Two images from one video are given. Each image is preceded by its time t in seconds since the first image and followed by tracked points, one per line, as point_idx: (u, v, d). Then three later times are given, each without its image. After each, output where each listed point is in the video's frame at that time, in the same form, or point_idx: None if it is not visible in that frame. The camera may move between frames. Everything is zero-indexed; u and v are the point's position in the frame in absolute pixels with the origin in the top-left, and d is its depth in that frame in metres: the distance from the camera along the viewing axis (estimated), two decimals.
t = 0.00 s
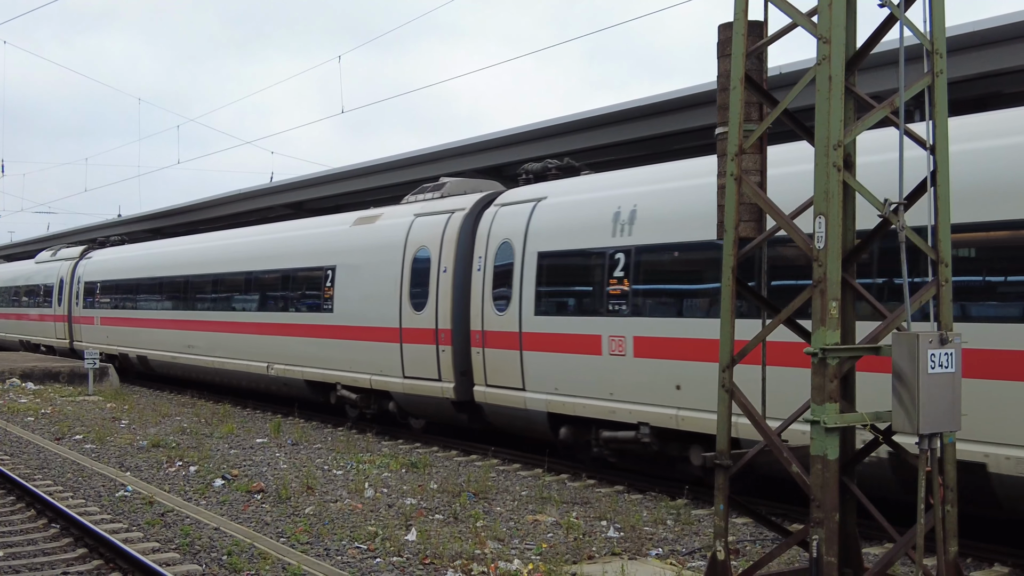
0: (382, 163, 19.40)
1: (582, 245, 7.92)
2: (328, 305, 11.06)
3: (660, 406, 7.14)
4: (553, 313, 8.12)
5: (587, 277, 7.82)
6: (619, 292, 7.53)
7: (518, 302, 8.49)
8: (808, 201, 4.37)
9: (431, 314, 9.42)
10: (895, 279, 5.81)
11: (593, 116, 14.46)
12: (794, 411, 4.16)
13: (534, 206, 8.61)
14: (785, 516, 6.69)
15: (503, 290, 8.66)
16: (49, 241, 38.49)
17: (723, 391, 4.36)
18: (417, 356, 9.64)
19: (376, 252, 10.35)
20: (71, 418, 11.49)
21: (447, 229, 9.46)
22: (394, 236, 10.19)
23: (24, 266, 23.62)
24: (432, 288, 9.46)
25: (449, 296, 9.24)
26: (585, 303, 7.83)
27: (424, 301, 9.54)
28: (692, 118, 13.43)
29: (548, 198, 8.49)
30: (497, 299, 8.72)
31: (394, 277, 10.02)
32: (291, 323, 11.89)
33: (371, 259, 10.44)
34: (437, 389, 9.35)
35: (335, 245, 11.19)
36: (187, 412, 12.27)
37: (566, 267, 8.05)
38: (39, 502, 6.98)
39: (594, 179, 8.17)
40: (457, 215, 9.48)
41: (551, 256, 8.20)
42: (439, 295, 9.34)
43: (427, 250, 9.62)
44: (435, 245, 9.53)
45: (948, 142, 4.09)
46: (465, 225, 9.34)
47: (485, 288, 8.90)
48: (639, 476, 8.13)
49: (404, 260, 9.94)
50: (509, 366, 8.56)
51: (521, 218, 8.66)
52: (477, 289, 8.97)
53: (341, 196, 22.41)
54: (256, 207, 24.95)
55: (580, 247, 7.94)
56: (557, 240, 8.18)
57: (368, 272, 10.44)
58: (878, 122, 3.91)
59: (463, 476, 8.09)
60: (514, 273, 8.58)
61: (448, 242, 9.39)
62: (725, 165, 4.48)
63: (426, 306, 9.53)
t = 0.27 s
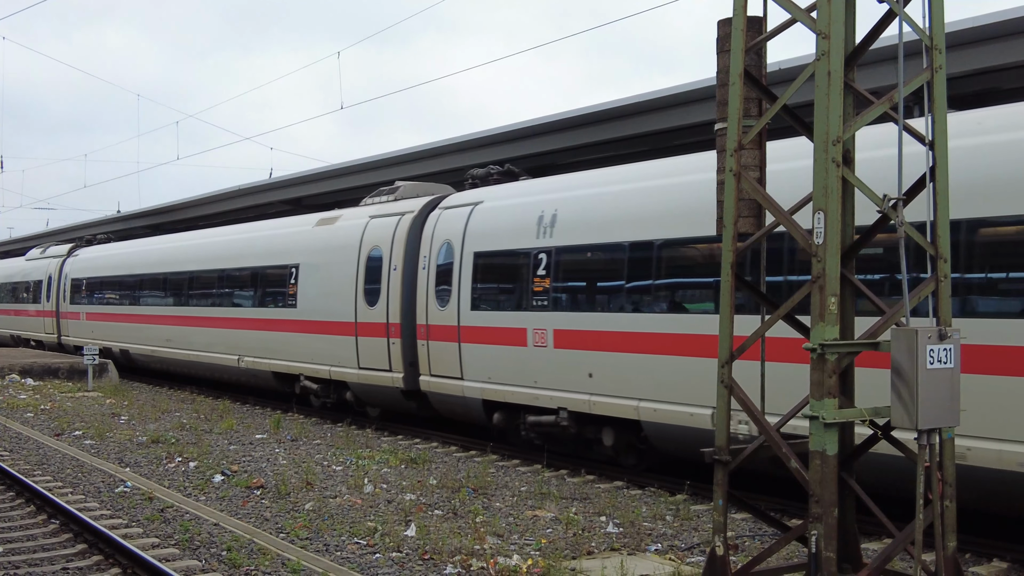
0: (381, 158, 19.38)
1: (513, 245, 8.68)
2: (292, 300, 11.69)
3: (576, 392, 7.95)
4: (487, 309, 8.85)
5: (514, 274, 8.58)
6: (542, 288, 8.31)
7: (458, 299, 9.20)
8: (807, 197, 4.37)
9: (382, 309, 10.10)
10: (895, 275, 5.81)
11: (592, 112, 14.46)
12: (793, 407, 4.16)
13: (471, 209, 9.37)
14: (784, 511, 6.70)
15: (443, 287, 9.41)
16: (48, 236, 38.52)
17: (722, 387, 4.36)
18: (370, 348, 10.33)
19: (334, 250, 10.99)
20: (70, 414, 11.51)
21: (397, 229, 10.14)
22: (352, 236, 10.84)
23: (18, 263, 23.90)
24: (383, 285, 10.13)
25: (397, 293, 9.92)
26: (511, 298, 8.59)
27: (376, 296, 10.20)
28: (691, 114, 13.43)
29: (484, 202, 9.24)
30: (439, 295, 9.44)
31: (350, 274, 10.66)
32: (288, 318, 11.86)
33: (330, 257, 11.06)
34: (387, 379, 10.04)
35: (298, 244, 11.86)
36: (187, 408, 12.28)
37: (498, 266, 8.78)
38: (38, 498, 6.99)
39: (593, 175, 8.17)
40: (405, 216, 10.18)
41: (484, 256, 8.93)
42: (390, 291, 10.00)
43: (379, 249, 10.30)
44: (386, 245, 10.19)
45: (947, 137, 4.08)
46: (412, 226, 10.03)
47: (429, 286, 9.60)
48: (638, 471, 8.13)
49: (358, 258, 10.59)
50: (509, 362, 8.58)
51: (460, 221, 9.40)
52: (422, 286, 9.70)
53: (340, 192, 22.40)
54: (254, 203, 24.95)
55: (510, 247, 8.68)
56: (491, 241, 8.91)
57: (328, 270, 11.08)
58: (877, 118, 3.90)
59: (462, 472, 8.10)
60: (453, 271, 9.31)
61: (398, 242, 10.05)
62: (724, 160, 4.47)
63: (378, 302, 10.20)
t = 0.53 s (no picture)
0: (381, 152, 19.37)
1: (456, 243, 9.35)
2: (261, 294, 12.34)
3: (506, 378, 8.61)
4: (431, 302, 9.49)
5: (455, 270, 9.24)
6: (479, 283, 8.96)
7: (406, 293, 9.85)
8: (807, 191, 4.36)
9: (341, 303, 10.77)
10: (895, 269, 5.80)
11: (592, 106, 14.45)
12: (794, 401, 4.16)
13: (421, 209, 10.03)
14: (783, 505, 6.71)
15: (392, 282, 10.06)
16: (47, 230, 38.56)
17: (722, 381, 4.36)
18: (330, 339, 11.00)
19: (299, 247, 11.67)
20: (71, 408, 11.53)
21: (354, 228, 10.81)
22: (315, 234, 11.54)
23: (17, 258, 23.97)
24: (342, 279, 10.80)
25: (354, 287, 10.60)
26: (452, 292, 9.24)
27: (336, 291, 10.89)
28: (691, 108, 13.42)
29: (432, 203, 9.90)
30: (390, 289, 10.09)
31: (312, 269, 11.34)
32: (285, 313, 11.85)
33: (295, 254, 11.74)
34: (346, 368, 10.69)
35: (266, 242, 12.55)
36: (188, 402, 12.30)
37: (441, 262, 9.43)
38: (39, 492, 7.00)
39: (593, 169, 8.16)
40: (362, 215, 10.85)
41: (430, 253, 9.59)
42: (346, 286, 10.69)
43: (338, 247, 10.97)
44: (345, 242, 10.87)
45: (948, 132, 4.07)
46: (368, 224, 10.69)
47: (381, 281, 10.26)
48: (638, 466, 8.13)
49: (320, 255, 11.27)
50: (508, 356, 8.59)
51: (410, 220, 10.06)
52: (374, 281, 10.36)
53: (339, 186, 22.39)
54: (253, 197, 24.96)
55: (453, 245, 9.35)
56: (437, 239, 9.57)
57: (293, 266, 11.75)
58: (877, 112, 3.89)
59: (462, 466, 8.11)
60: (402, 267, 9.97)
61: (355, 239, 10.72)
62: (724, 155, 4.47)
63: (336, 296, 10.89)
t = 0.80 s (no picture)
0: (381, 146, 19.33)
1: (404, 241, 10.13)
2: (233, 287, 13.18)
3: (445, 365, 9.37)
4: (382, 295, 10.29)
5: (403, 265, 10.02)
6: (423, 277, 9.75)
7: (361, 286, 10.67)
8: (809, 184, 4.34)
9: (305, 295, 11.57)
10: (896, 262, 5.78)
11: (593, 99, 14.40)
12: (794, 395, 4.14)
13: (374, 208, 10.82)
14: (784, 499, 6.69)
15: (349, 277, 10.85)
16: (48, 224, 38.59)
17: (723, 374, 4.35)
18: (295, 330, 11.79)
19: (268, 243, 12.47)
20: (71, 401, 11.53)
21: (316, 226, 11.62)
22: (281, 231, 12.39)
23: (16, 251, 24.00)
24: (305, 273, 11.64)
25: (316, 281, 11.43)
26: (400, 286, 10.03)
27: (299, 284, 11.70)
28: (692, 101, 13.37)
29: (384, 203, 10.69)
30: (347, 283, 10.90)
31: (278, 264, 12.16)
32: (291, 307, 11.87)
33: (265, 250, 12.53)
34: (309, 357, 11.49)
35: (239, 239, 13.33)
36: (188, 396, 12.30)
37: (391, 258, 10.21)
38: (39, 486, 7.00)
39: (594, 162, 8.14)
40: (323, 214, 11.64)
41: (382, 250, 10.37)
42: (309, 280, 11.52)
43: (302, 243, 11.78)
44: (307, 239, 11.67)
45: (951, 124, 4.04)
46: (328, 222, 11.50)
47: (339, 275, 11.08)
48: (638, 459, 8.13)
49: (287, 251, 12.07)
50: (509, 350, 8.59)
51: (364, 219, 10.86)
52: (334, 276, 11.18)
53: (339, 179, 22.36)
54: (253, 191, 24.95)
55: (402, 243, 10.12)
56: (388, 236, 10.34)
57: (263, 261, 12.53)
58: (879, 105, 3.86)
59: (463, 460, 8.10)
60: (358, 263, 10.76)
61: (316, 237, 11.54)
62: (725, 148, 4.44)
63: (299, 289, 11.73)
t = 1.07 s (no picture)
0: (382, 141, 19.36)
1: (361, 239, 10.92)
2: (208, 283, 13.98)
3: (396, 354, 10.15)
4: (340, 289, 11.07)
5: (360, 262, 10.80)
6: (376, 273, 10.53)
7: (322, 282, 11.43)
8: (808, 181, 4.36)
9: (273, 290, 12.34)
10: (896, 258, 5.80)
11: (593, 95, 14.43)
12: (794, 390, 4.17)
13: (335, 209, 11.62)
14: (784, 493, 6.73)
15: (312, 273, 11.63)
16: (48, 217, 38.67)
17: (722, 369, 4.37)
18: (264, 323, 12.56)
19: (240, 241, 13.22)
20: (74, 396, 11.58)
21: (284, 224, 12.40)
22: (251, 230, 13.16)
23: (17, 245, 24.07)
24: (272, 270, 12.42)
25: (283, 277, 12.22)
26: (356, 281, 10.79)
27: (268, 280, 12.50)
28: (692, 97, 13.39)
29: (345, 204, 11.47)
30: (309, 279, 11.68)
31: (250, 260, 12.93)
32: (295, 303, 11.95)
33: (238, 247, 13.28)
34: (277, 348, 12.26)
35: (215, 236, 14.06)
36: (189, 391, 12.34)
37: (349, 255, 11.00)
38: (42, 479, 7.05)
39: (594, 158, 8.17)
40: (289, 214, 12.43)
41: (341, 247, 11.15)
42: (276, 276, 12.30)
43: (270, 241, 12.55)
44: (275, 237, 12.43)
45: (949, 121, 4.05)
46: (295, 222, 12.28)
47: (303, 271, 11.86)
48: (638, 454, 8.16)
49: (257, 248, 12.84)
50: (509, 345, 8.65)
51: (326, 219, 11.66)
52: (298, 272, 11.94)
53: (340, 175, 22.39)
54: (253, 186, 24.98)
55: (359, 241, 10.88)
56: (348, 235, 11.12)
57: (236, 258, 13.29)
58: (878, 102, 3.88)
59: (463, 454, 8.14)
60: (319, 260, 11.54)
61: (283, 236, 12.33)
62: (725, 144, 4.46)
63: (268, 284, 12.52)
